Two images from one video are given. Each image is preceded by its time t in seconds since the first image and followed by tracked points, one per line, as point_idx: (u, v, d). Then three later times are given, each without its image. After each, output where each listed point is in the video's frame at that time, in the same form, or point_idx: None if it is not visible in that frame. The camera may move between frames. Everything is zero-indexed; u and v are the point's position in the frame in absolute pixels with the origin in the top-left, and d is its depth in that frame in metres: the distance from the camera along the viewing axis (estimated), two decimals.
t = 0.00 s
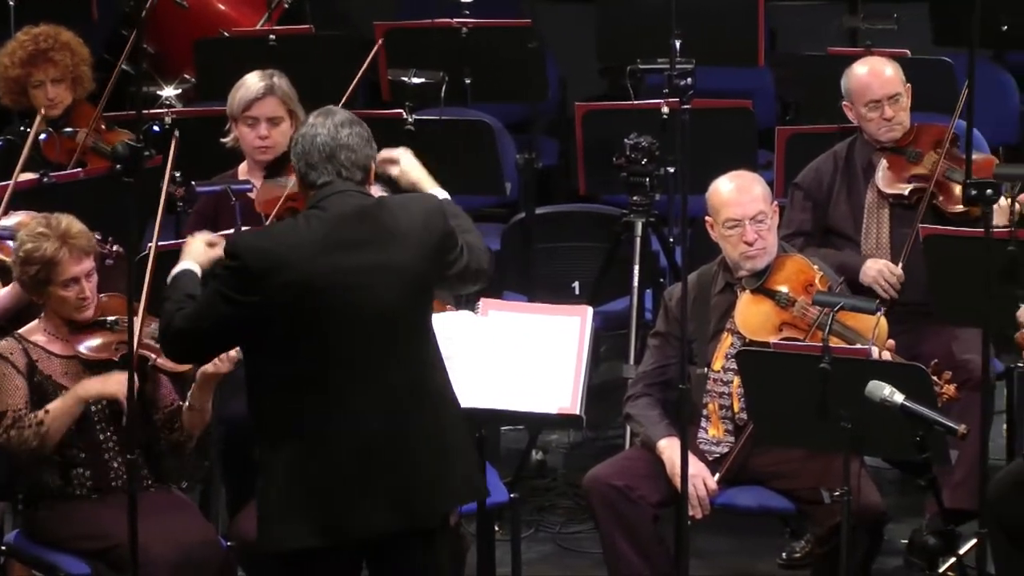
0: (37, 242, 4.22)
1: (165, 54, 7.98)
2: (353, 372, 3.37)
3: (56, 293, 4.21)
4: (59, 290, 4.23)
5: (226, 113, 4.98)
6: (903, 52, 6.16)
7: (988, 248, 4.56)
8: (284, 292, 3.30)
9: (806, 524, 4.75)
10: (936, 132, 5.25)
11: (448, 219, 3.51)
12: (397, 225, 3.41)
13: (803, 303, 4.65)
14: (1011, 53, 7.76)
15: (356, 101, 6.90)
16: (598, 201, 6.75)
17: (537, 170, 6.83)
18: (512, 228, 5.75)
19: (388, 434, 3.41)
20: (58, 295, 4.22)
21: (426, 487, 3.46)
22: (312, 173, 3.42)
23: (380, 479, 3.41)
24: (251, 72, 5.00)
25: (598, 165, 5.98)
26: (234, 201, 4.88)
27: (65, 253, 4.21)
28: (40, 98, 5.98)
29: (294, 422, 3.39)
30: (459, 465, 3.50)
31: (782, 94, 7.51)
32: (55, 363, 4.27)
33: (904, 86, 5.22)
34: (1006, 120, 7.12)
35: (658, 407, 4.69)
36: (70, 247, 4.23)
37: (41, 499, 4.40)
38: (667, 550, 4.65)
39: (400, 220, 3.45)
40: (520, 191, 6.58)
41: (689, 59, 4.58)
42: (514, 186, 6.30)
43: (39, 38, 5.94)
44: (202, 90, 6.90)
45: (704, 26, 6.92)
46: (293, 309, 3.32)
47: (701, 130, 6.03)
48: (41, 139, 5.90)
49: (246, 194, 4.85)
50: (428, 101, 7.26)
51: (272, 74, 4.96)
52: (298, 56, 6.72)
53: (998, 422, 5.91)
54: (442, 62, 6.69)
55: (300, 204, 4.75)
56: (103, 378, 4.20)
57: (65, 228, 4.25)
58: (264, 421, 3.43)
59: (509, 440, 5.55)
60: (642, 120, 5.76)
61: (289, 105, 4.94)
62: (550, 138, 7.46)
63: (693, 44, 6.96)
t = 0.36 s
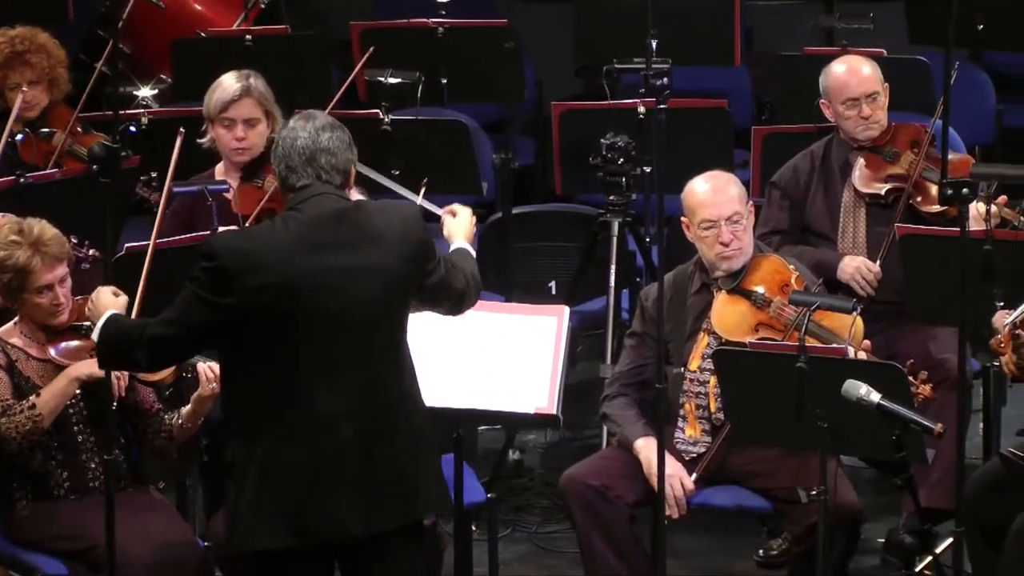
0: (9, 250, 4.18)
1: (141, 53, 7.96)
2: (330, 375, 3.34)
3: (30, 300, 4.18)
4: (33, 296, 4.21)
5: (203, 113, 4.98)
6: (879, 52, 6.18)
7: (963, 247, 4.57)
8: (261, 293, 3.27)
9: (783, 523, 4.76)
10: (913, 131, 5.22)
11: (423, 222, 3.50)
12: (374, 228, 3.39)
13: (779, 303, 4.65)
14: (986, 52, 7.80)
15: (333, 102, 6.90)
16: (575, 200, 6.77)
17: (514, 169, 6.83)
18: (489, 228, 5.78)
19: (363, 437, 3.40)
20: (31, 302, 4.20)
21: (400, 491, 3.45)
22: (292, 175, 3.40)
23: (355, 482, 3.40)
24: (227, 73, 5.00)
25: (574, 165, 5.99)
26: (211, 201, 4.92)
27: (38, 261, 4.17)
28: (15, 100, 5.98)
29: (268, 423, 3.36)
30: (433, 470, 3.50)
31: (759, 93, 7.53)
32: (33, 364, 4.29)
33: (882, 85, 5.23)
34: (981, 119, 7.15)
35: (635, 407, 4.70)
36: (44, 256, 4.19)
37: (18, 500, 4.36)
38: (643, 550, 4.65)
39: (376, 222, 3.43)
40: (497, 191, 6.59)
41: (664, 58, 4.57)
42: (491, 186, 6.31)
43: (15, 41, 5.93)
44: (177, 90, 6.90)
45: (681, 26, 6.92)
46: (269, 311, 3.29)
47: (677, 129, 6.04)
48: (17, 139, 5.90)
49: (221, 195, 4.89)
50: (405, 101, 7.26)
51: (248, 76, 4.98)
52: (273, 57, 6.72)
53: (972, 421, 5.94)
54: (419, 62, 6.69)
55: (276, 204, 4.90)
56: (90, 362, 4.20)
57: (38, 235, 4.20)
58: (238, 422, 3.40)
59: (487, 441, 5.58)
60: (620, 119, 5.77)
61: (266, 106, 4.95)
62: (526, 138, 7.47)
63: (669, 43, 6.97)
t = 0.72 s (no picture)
0: None
1: (119, 53, 7.98)
2: (311, 377, 3.35)
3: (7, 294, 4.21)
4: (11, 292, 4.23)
5: (185, 112, 4.98)
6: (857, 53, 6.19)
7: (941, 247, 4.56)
8: (240, 306, 3.26)
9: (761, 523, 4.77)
10: (893, 131, 5.27)
11: (391, 204, 3.50)
12: (346, 222, 3.39)
13: (757, 303, 4.64)
14: (963, 51, 7.83)
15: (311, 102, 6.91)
16: (554, 201, 6.79)
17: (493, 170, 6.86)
18: (468, 229, 5.80)
19: (347, 435, 3.41)
20: (10, 297, 4.22)
21: (390, 478, 3.48)
22: (246, 184, 3.37)
23: (347, 477, 3.42)
24: (212, 72, 5.00)
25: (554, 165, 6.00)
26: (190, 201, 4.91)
27: (16, 254, 4.21)
28: None
29: (257, 431, 3.37)
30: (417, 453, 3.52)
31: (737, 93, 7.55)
32: (11, 367, 4.24)
33: (862, 84, 5.22)
34: (959, 117, 7.18)
35: (614, 408, 4.69)
36: (22, 249, 4.23)
37: None
38: (622, 550, 4.65)
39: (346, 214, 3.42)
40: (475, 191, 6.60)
41: (646, 59, 4.56)
42: (469, 187, 6.31)
43: None
44: (155, 90, 6.90)
45: (659, 26, 6.94)
46: (247, 322, 3.28)
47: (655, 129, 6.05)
48: None
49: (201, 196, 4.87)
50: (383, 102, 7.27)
51: (234, 76, 4.98)
52: (252, 57, 6.73)
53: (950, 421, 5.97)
54: (397, 62, 6.70)
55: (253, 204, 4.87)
56: (61, 421, 4.18)
57: (16, 230, 4.25)
58: (226, 431, 3.41)
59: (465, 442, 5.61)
60: (598, 119, 5.78)
61: (251, 108, 4.95)
62: (504, 139, 7.49)
63: (647, 43, 6.98)
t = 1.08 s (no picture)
0: None
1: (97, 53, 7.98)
2: (304, 372, 3.32)
3: None
4: None
5: (163, 113, 5.03)
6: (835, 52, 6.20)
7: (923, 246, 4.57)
8: (233, 288, 3.25)
9: (741, 522, 4.77)
10: (873, 130, 5.27)
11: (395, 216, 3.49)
12: (347, 224, 3.37)
13: (737, 303, 4.64)
14: (941, 51, 7.87)
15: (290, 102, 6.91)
16: (534, 200, 6.80)
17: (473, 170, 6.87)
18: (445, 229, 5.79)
19: (333, 436, 3.37)
20: None
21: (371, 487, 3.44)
22: (262, 171, 3.36)
23: (327, 479, 3.38)
24: (189, 73, 5.05)
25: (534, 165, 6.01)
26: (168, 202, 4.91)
27: None
28: None
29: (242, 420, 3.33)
30: (404, 469, 3.48)
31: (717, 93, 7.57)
32: None
33: (842, 83, 5.27)
34: (937, 117, 7.21)
35: (594, 407, 4.69)
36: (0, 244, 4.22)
37: None
38: (602, 550, 4.64)
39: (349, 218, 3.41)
40: (455, 190, 6.62)
41: (624, 58, 4.51)
42: (447, 186, 6.33)
43: None
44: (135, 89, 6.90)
45: (639, 25, 6.94)
46: (240, 307, 3.26)
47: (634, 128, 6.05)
48: None
49: (180, 195, 4.89)
50: (363, 102, 7.28)
51: (212, 77, 5.04)
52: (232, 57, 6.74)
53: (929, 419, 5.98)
54: (377, 62, 6.71)
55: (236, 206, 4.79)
56: None
57: None
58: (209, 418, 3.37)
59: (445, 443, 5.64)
60: (578, 118, 5.80)
61: (229, 109, 5.00)
62: (483, 138, 7.51)
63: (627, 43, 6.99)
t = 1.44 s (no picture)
0: None
1: (71, 55, 7.99)
2: (264, 373, 3.30)
3: None
4: None
5: (136, 115, 5.04)
6: (807, 54, 6.23)
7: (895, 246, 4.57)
8: (189, 283, 3.24)
9: (715, 523, 4.77)
10: (844, 130, 5.23)
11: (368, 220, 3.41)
12: (313, 227, 3.32)
13: (710, 303, 4.65)
14: (914, 53, 7.91)
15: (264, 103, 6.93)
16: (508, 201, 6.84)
17: (446, 171, 6.89)
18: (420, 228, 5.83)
19: (294, 437, 3.34)
20: None
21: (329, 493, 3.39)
22: (233, 168, 3.35)
23: (282, 482, 3.34)
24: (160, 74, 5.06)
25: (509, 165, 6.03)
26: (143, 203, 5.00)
27: None
28: None
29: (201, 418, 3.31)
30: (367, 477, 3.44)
31: (690, 93, 7.60)
32: None
33: (812, 85, 5.24)
34: (910, 117, 7.24)
35: (568, 408, 4.71)
36: None
37: None
38: (577, 551, 4.64)
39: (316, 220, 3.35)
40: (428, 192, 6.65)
41: (598, 60, 4.43)
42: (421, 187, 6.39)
43: None
44: (109, 91, 6.90)
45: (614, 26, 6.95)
46: (200, 305, 3.25)
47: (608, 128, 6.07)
48: None
49: (154, 196, 4.97)
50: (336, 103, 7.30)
51: (182, 77, 5.04)
52: (207, 59, 6.76)
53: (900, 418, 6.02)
54: (351, 64, 6.73)
55: (208, 204, 4.87)
56: None
57: None
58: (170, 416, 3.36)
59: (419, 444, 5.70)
60: (552, 120, 5.84)
61: (201, 110, 5.00)
62: (457, 139, 7.54)
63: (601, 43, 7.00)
